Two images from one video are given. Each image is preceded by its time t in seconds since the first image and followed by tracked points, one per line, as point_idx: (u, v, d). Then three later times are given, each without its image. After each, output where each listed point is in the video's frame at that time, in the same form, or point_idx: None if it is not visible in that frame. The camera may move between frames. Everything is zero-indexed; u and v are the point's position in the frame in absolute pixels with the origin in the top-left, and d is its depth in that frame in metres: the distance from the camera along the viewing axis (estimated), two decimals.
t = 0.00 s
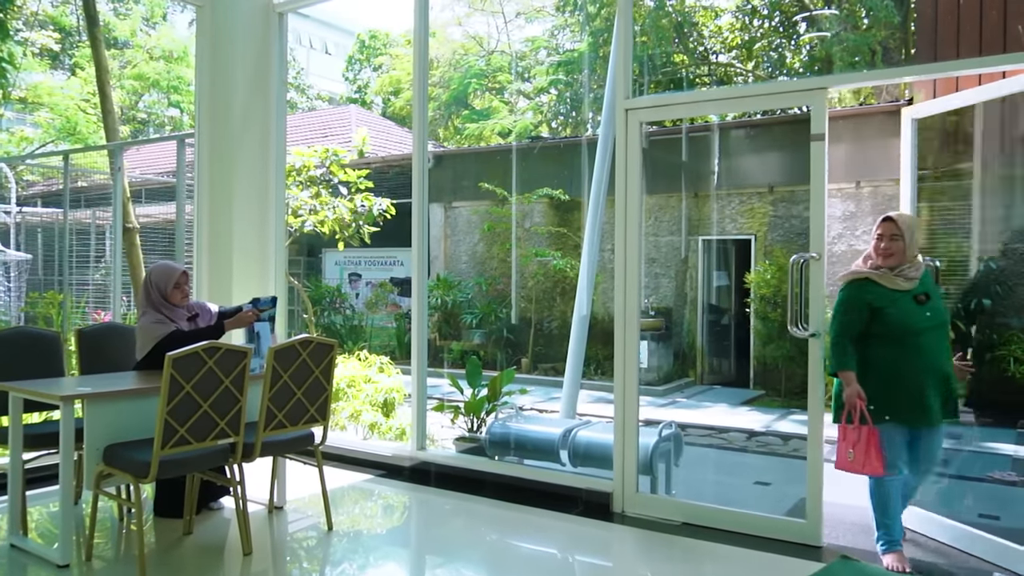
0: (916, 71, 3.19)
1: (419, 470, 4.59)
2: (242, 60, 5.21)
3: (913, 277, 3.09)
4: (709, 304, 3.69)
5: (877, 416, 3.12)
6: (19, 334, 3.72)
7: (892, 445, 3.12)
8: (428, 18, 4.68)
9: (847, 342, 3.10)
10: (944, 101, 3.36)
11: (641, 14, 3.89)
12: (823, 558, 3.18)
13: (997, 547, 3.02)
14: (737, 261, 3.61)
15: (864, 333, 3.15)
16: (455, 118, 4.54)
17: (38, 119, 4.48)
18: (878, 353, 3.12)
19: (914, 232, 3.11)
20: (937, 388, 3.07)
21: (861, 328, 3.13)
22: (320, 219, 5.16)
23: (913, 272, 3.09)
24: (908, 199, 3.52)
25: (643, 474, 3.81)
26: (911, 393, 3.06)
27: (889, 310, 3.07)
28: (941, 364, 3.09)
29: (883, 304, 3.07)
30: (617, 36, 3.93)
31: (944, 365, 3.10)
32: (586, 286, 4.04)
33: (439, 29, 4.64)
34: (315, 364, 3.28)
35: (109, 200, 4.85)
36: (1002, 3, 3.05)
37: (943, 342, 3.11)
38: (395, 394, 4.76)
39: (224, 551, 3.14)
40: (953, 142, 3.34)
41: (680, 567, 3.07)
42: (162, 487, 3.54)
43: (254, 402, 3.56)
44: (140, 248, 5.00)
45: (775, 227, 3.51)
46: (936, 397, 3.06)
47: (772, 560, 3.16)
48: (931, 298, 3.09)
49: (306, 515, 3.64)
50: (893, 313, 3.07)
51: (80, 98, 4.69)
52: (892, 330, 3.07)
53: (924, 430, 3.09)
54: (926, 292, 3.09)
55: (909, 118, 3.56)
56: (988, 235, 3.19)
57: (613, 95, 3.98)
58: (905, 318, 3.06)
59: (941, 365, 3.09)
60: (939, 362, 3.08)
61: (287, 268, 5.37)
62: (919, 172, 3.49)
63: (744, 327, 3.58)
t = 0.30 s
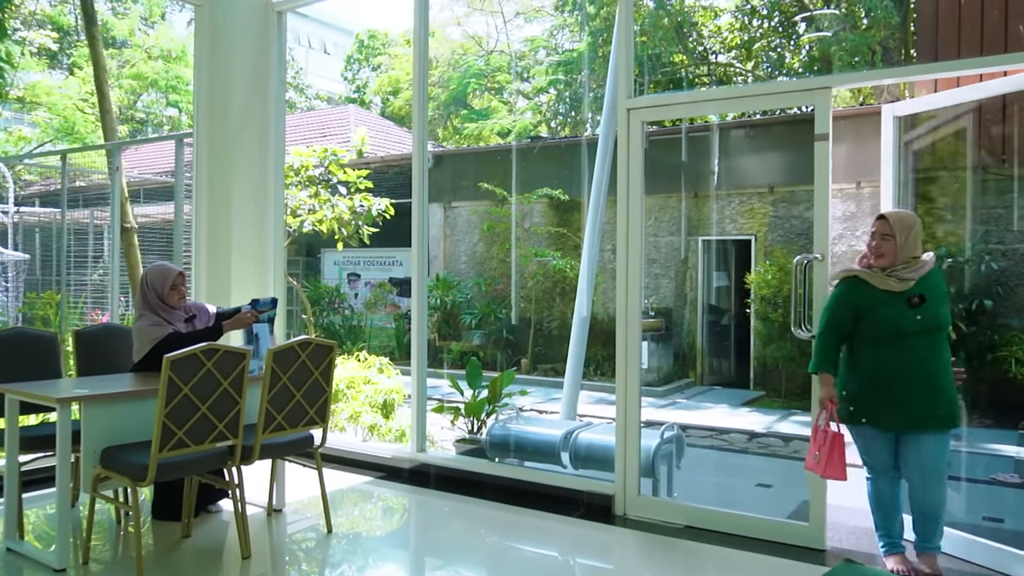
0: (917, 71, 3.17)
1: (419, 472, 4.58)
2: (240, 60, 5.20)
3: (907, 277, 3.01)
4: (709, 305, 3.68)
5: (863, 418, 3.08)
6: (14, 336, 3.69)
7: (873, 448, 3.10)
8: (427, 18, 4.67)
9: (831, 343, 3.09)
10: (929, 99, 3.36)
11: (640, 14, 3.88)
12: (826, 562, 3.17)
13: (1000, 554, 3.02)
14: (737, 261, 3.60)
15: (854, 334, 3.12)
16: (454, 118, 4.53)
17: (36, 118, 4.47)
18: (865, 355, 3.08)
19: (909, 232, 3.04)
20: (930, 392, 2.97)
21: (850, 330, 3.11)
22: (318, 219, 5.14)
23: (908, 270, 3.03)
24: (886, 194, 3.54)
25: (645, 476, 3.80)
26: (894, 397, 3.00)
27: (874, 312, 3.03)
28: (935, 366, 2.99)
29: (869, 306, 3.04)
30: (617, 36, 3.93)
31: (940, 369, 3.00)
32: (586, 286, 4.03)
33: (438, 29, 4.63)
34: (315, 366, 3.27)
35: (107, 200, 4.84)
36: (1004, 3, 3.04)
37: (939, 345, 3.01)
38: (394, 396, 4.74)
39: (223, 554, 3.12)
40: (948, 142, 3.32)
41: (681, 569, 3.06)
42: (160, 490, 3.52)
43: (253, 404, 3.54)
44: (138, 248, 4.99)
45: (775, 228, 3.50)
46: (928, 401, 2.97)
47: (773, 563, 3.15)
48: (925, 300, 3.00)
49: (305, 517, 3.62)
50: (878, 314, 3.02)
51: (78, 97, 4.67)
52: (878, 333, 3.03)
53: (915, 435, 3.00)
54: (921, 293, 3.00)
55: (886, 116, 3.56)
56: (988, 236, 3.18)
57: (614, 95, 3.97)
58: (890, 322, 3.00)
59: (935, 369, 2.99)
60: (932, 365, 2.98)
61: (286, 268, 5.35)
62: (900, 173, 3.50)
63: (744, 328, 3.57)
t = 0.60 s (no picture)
0: (918, 71, 3.16)
1: (419, 474, 4.56)
2: (239, 60, 5.18)
3: (883, 278, 2.68)
4: (709, 305, 3.67)
5: (840, 427, 2.74)
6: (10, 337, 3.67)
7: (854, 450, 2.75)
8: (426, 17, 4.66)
9: (810, 345, 2.81)
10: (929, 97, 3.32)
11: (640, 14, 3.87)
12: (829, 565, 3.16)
13: (999, 557, 3.00)
14: (737, 261, 3.59)
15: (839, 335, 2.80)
16: (454, 118, 4.52)
17: (34, 118, 4.45)
18: (844, 358, 2.73)
19: (894, 230, 2.73)
20: (911, 399, 2.59)
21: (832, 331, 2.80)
22: (318, 219, 5.13)
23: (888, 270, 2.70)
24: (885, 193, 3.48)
25: (648, 479, 3.77)
26: (869, 404, 2.65)
27: (853, 313, 2.70)
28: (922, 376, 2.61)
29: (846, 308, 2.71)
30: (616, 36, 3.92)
31: (928, 376, 2.62)
32: (587, 287, 4.02)
33: (437, 29, 4.61)
34: (315, 368, 3.26)
35: (105, 200, 4.83)
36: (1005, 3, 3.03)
37: (927, 351, 2.63)
38: (395, 397, 4.73)
39: (222, 558, 3.10)
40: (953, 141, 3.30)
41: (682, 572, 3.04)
42: (159, 493, 3.50)
43: (252, 406, 3.53)
44: (137, 249, 4.97)
45: (776, 228, 3.49)
46: (905, 412, 2.59)
47: (775, 567, 3.13)
48: (905, 305, 2.63)
49: (304, 519, 3.62)
50: (856, 315, 2.70)
51: (77, 97, 4.66)
52: (856, 336, 2.69)
53: (890, 448, 2.64)
54: (900, 296, 2.64)
55: (886, 115, 3.49)
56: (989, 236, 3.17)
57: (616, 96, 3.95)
58: (865, 323, 2.67)
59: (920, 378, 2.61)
60: (915, 373, 2.61)
61: (285, 269, 5.33)
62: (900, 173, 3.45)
63: (745, 328, 3.56)
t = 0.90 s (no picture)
0: (924, 71, 3.15)
1: (421, 476, 4.54)
2: (239, 59, 5.13)
3: (843, 272, 2.57)
4: (711, 305, 3.65)
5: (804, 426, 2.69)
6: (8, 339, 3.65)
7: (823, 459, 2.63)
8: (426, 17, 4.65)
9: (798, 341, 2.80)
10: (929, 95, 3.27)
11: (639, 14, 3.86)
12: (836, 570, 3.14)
13: (1008, 562, 2.98)
14: (738, 262, 3.57)
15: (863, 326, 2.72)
16: (453, 118, 4.51)
17: (33, 118, 4.44)
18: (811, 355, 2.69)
19: (870, 221, 2.59)
20: (859, 402, 2.49)
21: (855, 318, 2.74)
22: (318, 219, 5.11)
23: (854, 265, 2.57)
24: (881, 194, 3.43)
25: (653, 480, 3.75)
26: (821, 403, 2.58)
27: (817, 309, 2.66)
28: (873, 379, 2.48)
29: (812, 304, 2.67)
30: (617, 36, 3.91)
31: (882, 380, 2.47)
32: (589, 287, 4.00)
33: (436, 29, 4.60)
34: (317, 369, 3.24)
35: (104, 200, 4.81)
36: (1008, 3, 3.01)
37: (884, 354, 2.47)
38: (396, 398, 4.71)
39: (223, 561, 3.09)
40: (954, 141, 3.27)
41: None
42: (159, 495, 3.49)
43: (253, 408, 3.51)
44: (136, 249, 4.95)
45: (778, 228, 3.48)
46: (843, 414, 2.52)
47: (779, 570, 3.12)
48: (857, 301, 2.53)
49: (306, 521, 3.61)
50: (818, 311, 2.65)
51: (75, 97, 4.64)
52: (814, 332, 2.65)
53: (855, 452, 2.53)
54: (855, 292, 2.54)
55: (881, 112, 3.43)
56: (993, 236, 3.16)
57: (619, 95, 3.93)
58: (820, 319, 2.61)
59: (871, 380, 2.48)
60: (859, 377, 2.49)
61: (285, 269, 5.30)
62: (898, 172, 3.40)
63: (747, 329, 3.54)
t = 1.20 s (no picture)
0: (936, 66, 3.09)
1: (424, 479, 4.50)
2: (239, 58, 5.09)
3: (802, 271, 2.59)
4: (714, 306, 3.62)
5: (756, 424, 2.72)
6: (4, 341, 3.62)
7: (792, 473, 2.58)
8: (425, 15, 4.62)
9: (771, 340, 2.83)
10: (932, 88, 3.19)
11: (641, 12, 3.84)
12: None
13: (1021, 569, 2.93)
14: (742, 262, 3.55)
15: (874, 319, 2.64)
16: (453, 118, 4.49)
17: (31, 117, 4.43)
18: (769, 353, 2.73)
19: (832, 219, 2.55)
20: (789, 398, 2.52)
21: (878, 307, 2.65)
22: (319, 219, 5.07)
23: (813, 264, 2.56)
24: (882, 197, 3.37)
25: (662, 485, 3.72)
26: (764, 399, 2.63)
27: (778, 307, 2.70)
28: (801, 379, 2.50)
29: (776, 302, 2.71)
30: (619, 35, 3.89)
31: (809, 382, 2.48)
32: (591, 287, 3.98)
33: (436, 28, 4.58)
34: (320, 371, 3.21)
35: (103, 200, 4.80)
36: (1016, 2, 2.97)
37: (810, 355, 2.49)
38: (399, 400, 4.69)
39: (223, 567, 3.05)
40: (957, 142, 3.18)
41: None
42: (158, 499, 3.47)
43: (254, 411, 3.48)
44: (135, 248, 4.93)
45: (782, 228, 3.45)
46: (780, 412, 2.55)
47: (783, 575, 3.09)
48: (806, 300, 2.56)
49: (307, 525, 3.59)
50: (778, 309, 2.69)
51: (74, 96, 4.63)
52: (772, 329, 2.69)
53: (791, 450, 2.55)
54: (805, 291, 2.57)
55: (881, 104, 3.35)
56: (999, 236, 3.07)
57: (622, 95, 3.89)
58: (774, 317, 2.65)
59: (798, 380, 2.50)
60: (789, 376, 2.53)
61: (285, 270, 5.26)
62: (901, 172, 3.34)
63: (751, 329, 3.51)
